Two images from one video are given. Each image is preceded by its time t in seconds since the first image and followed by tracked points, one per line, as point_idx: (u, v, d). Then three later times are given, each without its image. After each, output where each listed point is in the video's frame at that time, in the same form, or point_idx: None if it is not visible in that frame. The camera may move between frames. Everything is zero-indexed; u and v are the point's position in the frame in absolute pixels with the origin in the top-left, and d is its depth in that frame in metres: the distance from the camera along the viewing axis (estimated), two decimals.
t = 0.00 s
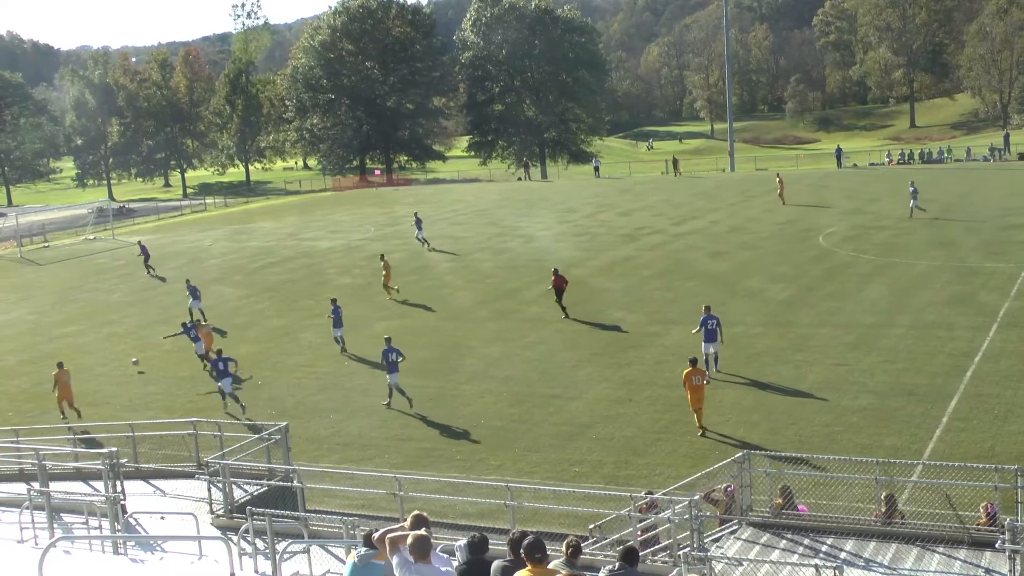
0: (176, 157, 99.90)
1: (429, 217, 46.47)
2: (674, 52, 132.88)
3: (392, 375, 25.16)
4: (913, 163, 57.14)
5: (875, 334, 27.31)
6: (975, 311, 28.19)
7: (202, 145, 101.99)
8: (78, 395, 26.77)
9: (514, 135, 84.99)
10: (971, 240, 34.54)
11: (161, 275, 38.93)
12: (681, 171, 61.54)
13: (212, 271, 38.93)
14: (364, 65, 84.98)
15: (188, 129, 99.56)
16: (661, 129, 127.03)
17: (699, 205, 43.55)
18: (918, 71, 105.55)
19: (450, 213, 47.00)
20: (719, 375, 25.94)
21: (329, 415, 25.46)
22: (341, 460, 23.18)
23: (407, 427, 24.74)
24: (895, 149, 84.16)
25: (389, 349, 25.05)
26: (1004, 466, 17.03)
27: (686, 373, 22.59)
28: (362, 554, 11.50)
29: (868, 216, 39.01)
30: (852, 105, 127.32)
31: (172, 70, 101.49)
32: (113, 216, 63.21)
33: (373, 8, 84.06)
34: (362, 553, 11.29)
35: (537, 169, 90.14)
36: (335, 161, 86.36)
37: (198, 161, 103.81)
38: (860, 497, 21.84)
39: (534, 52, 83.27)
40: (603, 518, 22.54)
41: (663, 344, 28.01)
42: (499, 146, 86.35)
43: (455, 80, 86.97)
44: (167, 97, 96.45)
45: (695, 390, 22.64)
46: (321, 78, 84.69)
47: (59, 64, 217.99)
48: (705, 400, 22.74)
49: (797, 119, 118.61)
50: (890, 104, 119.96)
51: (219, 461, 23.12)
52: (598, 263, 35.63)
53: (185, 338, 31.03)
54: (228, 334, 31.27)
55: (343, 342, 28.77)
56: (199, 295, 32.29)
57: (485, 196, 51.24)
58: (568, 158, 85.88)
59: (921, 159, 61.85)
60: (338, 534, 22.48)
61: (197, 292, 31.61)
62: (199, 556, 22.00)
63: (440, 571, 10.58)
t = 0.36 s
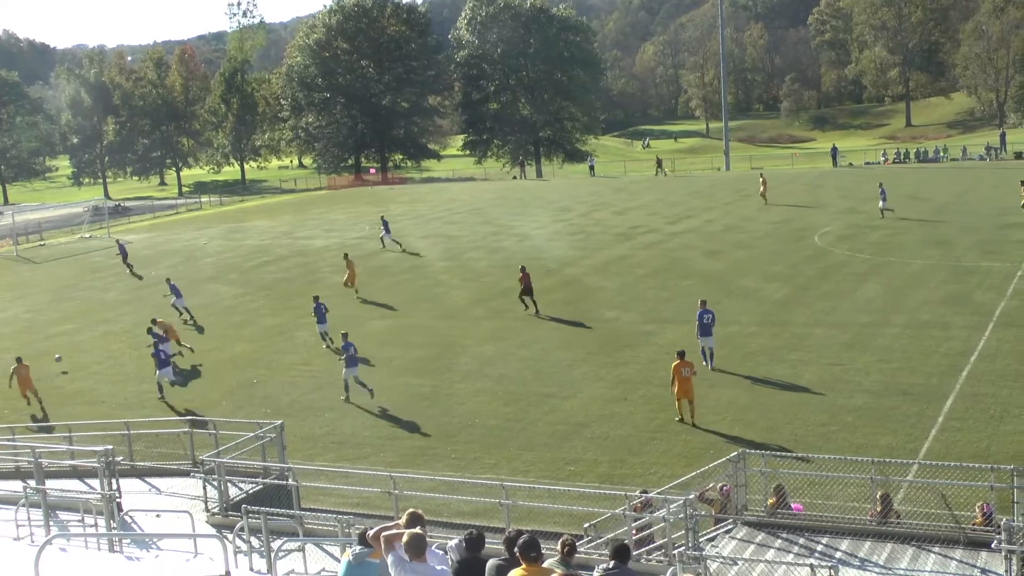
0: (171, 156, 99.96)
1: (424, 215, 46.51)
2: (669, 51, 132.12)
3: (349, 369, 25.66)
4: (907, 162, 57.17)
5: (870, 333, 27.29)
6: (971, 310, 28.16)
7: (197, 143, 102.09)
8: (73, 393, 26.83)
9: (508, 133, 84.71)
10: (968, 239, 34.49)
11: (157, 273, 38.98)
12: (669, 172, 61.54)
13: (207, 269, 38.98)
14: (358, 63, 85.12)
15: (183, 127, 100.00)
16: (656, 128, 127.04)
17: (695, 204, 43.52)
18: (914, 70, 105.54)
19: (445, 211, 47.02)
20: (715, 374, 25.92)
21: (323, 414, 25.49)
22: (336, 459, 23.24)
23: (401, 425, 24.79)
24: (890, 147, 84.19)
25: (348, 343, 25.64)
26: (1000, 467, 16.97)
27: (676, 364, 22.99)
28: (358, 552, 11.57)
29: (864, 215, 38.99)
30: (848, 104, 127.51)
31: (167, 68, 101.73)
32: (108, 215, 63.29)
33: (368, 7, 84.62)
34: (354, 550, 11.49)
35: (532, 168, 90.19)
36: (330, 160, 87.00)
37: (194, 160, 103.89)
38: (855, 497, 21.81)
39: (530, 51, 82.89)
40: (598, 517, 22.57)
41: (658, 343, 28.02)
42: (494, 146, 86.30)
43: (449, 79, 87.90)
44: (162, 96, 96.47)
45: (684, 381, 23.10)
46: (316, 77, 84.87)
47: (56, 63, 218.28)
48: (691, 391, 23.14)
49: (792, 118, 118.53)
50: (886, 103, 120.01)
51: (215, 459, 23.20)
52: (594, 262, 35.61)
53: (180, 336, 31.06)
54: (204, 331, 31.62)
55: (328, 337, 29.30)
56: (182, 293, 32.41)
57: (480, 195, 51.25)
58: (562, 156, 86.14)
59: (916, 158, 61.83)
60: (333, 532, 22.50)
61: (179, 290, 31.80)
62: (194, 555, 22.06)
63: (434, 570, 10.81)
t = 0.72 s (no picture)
0: (210, 152, 99.90)
1: (460, 212, 46.61)
2: (706, 48, 130.49)
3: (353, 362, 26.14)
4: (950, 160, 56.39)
5: (910, 332, 26.99)
6: (1014, 310, 27.76)
7: (235, 140, 101.70)
8: (113, 387, 27.15)
9: (546, 131, 84.22)
10: (1011, 238, 33.98)
11: (196, 269, 39.32)
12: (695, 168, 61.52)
13: (243, 265, 39.28)
14: (395, 61, 85.54)
15: (222, 124, 99.67)
16: (694, 126, 126.25)
17: (732, 202, 43.24)
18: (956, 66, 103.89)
19: (480, 209, 47.09)
20: (752, 373, 25.76)
21: (360, 409, 25.64)
22: (372, 455, 23.38)
23: (437, 422, 24.89)
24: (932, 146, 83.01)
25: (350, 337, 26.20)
26: None
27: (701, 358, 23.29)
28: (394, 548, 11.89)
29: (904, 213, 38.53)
30: (889, 101, 125.88)
31: (207, 66, 102.53)
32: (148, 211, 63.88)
33: (405, 5, 85.23)
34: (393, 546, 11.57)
35: (568, 165, 89.46)
36: (368, 157, 86.54)
37: (232, 158, 104.44)
38: (895, 499, 21.59)
39: (565, 48, 82.78)
40: (633, 516, 22.52)
41: (694, 341, 27.89)
42: (531, 142, 84.88)
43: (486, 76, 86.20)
44: (200, 92, 97.10)
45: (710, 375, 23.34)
46: (353, 74, 85.52)
47: (97, 60, 221.27)
48: (718, 384, 23.40)
49: (831, 116, 117.20)
50: (927, 101, 118.31)
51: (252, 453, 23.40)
52: (629, 259, 35.50)
53: (218, 332, 31.33)
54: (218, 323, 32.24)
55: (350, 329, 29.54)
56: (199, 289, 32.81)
57: (515, 192, 51.23)
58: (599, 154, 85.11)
59: (958, 155, 60.96)
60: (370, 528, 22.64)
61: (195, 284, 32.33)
62: (232, 548, 22.31)
63: (472, 566, 10.71)
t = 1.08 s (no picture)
0: (285, 149, 100.85)
1: (533, 210, 46.63)
2: (783, 45, 128.41)
3: (392, 357, 26.56)
4: None
5: (992, 335, 26.46)
6: None
7: (310, 137, 102.26)
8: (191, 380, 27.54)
9: (620, 129, 82.68)
10: None
11: (271, 265, 39.80)
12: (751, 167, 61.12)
13: (318, 261, 39.66)
14: (469, 58, 85.96)
15: (297, 122, 100.52)
16: (770, 124, 124.95)
17: (807, 201, 42.71)
18: None
19: (554, 206, 47.06)
20: (828, 373, 25.49)
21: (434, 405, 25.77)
22: (444, 451, 23.49)
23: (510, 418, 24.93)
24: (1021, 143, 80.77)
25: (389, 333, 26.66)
26: None
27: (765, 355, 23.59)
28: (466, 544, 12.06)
29: (985, 213, 37.71)
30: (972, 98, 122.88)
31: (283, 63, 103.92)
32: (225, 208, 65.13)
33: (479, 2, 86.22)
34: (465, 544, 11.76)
35: (642, 163, 88.14)
36: (442, 155, 88.00)
37: (307, 155, 105.49)
38: (975, 504, 21.17)
39: (640, 45, 81.00)
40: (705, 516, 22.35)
41: (770, 341, 27.64)
42: (604, 140, 83.65)
43: (560, 73, 87.93)
44: (277, 90, 98.27)
45: (772, 370, 23.61)
46: (428, 72, 86.92)
47: (175, 57, 225.72)
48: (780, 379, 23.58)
49: (912, 113, 114.90)
50: (1013, 98, 115.32)
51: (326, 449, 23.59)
52: (703, 258, 35.25)
53: (293, 327, 31.67)
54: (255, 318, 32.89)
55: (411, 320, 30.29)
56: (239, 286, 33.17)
57: (590, 190, 51.16)
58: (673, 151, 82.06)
59: None
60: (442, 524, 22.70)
61: (237, 282, 32.74)
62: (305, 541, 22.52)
63: (544, 564, 10.78)
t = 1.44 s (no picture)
0: (363, 147, 100.50)
1: (610, 208, 46.59)
2: (865, 42, 126.28)
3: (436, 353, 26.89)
4: None
5: None
6: None
7: (390, 135, 102.68)
8: (271, 376, 27.88)
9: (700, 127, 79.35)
10: None
11: (349, 263, 40.19)
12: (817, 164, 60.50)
13: (395, 259, 39.96)
14: (547, 57, 85.97)
15: (375, 120, 100.87)
16: (851, 122, 123.17)
17: (891, 200, 42.04)
18: None
19: (632, 205, 46.97)
20: (911, 376, 25.09)
21: (510, 403, 25.83)
22: (520, 449, 23.52)
23: (585, 417, 24.89)
24: None
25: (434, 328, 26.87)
26: None
27: (833, 351, 23.71)
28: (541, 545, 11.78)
29: None
30: None
31: (361, 62, 104.64)
32: (306, 204, 65.95)
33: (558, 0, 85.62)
34: (541, 542, 11.43)
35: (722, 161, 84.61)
36: (518, 153, 88.62)
37: (386, 154, 106.15)
38: None
39: (720, 43, 78.52)
40: (783, 519, 21.97)
41: (850, 342, 27.34)
42: (683, 137, 81.00)
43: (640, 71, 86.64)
44: (357, 90, 99.59)
45: (839, 366, 23.68)
46: (506, 71, 87.56)
47: (255, 58, 229.73)
48: (849, 375, 23.61)
49: (998, 111, 112.03)
50: None
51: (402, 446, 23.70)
52: (781, 258, 34.95)
53: (371, 324, 31.90)
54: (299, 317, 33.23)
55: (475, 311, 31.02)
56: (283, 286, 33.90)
57: (668, 188, 51.02)
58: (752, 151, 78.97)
59: None
60: (518, 522, 22.57)
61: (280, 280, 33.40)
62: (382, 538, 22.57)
63: (620, 564, 10.46)
